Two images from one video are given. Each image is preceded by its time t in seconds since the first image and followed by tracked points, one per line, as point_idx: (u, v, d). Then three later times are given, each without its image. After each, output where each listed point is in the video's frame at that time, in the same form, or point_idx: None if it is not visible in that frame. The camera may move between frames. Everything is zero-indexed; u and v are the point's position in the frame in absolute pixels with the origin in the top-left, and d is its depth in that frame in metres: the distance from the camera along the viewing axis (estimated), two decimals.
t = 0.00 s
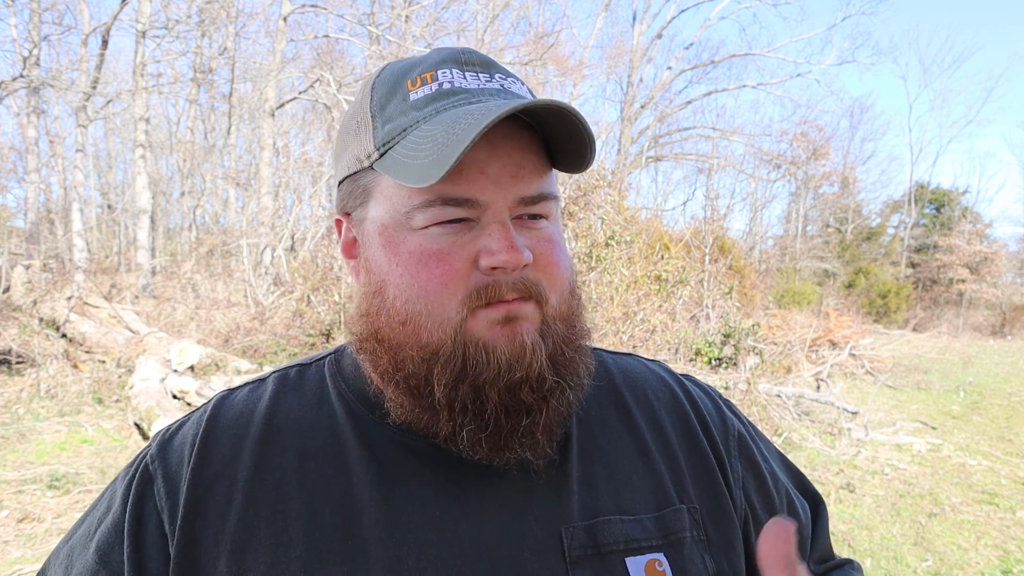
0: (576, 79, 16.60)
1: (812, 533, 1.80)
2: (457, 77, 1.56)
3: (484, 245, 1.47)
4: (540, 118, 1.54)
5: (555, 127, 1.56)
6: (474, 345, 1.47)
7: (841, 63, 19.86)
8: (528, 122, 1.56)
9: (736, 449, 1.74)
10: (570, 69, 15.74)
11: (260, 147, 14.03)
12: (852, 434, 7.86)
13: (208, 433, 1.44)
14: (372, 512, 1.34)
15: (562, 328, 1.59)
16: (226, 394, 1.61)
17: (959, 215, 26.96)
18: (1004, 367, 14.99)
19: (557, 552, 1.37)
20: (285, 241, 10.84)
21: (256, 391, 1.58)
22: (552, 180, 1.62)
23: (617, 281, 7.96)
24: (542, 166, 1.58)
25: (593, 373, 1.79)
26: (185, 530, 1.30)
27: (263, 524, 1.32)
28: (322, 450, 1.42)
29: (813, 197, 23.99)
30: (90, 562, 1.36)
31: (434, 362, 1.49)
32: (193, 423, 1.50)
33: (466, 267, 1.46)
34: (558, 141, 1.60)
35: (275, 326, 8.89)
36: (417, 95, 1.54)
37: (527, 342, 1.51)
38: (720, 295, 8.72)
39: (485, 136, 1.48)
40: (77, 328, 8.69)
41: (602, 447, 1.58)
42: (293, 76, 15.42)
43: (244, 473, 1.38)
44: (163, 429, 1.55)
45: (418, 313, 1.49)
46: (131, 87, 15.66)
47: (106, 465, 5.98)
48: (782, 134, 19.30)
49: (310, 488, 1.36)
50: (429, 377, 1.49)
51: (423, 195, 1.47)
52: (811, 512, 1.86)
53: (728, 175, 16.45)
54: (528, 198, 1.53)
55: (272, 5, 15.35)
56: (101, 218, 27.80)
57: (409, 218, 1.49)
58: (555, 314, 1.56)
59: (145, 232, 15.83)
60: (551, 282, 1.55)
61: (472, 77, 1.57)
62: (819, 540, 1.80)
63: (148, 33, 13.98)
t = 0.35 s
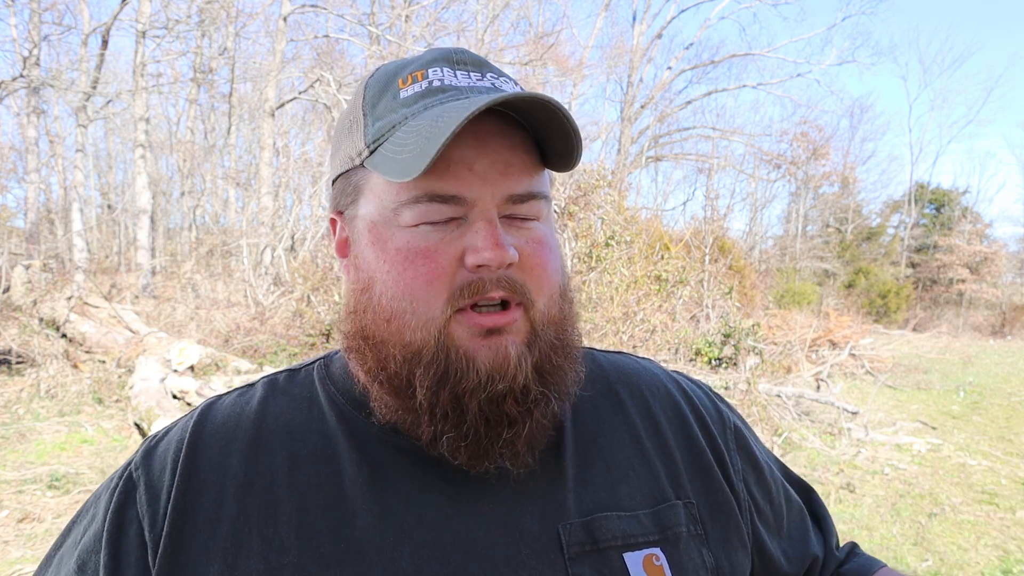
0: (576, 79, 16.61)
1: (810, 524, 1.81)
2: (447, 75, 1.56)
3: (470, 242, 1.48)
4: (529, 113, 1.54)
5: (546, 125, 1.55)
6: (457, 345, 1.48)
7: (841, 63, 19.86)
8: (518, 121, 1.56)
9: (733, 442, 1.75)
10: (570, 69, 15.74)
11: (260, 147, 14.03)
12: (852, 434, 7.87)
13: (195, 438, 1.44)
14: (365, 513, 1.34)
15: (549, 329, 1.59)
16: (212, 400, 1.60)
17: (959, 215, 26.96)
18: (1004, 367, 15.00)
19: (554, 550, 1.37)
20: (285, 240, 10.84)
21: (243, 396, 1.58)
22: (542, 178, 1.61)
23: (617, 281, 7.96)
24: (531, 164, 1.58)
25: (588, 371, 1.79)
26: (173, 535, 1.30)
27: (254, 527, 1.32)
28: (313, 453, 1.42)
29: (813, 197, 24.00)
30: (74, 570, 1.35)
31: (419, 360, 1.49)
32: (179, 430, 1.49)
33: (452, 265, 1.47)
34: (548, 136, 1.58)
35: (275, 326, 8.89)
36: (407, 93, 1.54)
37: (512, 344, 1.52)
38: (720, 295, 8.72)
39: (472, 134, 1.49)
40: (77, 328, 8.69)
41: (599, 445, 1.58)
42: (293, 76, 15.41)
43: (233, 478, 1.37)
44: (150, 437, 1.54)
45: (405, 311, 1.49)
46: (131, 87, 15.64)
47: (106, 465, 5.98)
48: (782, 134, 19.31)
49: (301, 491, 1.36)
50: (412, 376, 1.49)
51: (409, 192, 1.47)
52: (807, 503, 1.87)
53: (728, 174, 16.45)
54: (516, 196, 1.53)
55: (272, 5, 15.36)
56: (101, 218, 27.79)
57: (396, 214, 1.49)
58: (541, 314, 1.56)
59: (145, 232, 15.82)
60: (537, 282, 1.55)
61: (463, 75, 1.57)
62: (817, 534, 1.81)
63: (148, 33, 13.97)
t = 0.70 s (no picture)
0: (576, 79, 16.61)
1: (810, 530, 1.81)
2: (439, 71, 1.54)
3: (444, 241, 1.50)
4: (516, 111, 1.51)
5: (536, 124, 1.52)
6: (430, 343, 1.52)
7: (842, 63, 19.86)
8: (512, 119, 1.53)
9: (737, 447, 1.74)
10: (570, 69, 15.73)
11: (261, 146, 14.03)
12: (852, 433, 7.86)
13: (198, 438, 1.43)
14: (372, 516, 1.34)
15: (529, 334, 1.59)
16: (215, 398, 1.60)
17: (959, 215, 26.96)
18: (1004, 367, 15.01)
19: (564, 556, 1.37)
20: (285, 240, 10.84)
21: (246, 395, 1.58)
22: (535, 178, 1.58)
23: (617, 281, 7.96)
24: (522, 164, 1.56)
25: (591, 374, 1.78)
26: (179, 537, 1.29)
27: (263, 531, 1.31)
28: (319, 455, 1.42)
29: (813, 197, 24.00)
30: (76, 570, 1.33)
31: (394, 356, 1.54)
32: (181, 429, 1.48)
33: (425, 263, 1.50)
34: (539, 135, 1.55)
35: (274, 326, 8.88)
36: (399, 89, 1.54)
37: (485, 346, 1.54)
38: (720, 295, 8.71)
39: (453, 131, 1.50)
40: (77, 328, 8.69)
41: (603, 449, 1.57)
42: (293, 76, 15.41)
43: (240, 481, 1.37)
44: (151, 434, 1.54)
45: (382, 304, 1.55)
46: (131, 87, 15.64)
47: (106, 465, 5.99)
48: (782, 134, 19.31)
49: (308, 492, 1.36)
50: (385, 371, 1.54)
51: (388, 187, 1.51)
52: (808, 507, 1.86)
53: (728, 174, 16.45)
54: (498, 196, 1.53)
55: (272, 5, 15.36)
56: (101, 218, 27.78)
57: (377, 210, 1.54)
58: (521, 318, 1.56)
59: (145, 232, 15.82)
60: (517, 285, 1.55)
61: (457, 71, 1.54)
62: (815, 540, 1.81)
63: (148, 33, 13.96)
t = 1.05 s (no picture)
0: (576, 79, 16.61)
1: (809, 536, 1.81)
2: (446, 71, 1.53)
3: (445, 240, 1.50)
4: (519, 112, 1.51)
5: (540, 126, 1.51)
6: (430, 341, 1.53)
7: (842, 62, 19.83)
8: (516, 121, 1.53)
9: (741, 452, 1.73)
10: (570, 69, 15.73)
11: (261, 146, 14.04)
12: (852, 434, 7.86)
13: (207, 435, 1.43)
14: (374, 515, 1.34)
15: (531, 335, 1.59)
16: (224, 396, 1.60)
17: (959, 215, 26.97)
18: (1004, 367, 15.01)
19: (565, 555, 1.37)
20: (285, 241, 10.84)
21: (254, 393, 1.58)
22: (540, 179, 1.58)
23: (617, 281, 7.96)
24: (526, 164, 1.55)
25: (597, 375, 1.78)
26: (186, 532, 1.29)
27: (266, 529, 1.32)
28: (323, 455, 1.42)
29: (813, 197, 24.00)
30: (86, 562, 1.34)
31: (396, 353, 1.55)
32: (192, 426, 1.49)
33: (426, 260, 1.51)
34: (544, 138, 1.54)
35: (274, 326, 8.88)
36: (406, 88, 1.54)
37: (486, 346, 1.54)
38: (720, 295, 8.71)
39: (457, 132, 1.50)
40: (77, 328, 8.69)
41: (609, 449, 1.57)
42: (294, 76, 15.42)
43: (246, 479, 1.37)
44: (161, 431, 1.55)
45: (384, 302, 1.56)
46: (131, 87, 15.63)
47: (106, 465, 5.99)
48: (782, 134, 19.32)
49: (312, 491, 1.37)
50: (387, 369, 1.54)
51: (392, 187, 1.52)
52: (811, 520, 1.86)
53: (728, 174, 16.47)
54: (501, 195, 1.52)
55: (272, 5, 15.36)
56: (101, 218, 27.81)
57: (381, 209, 1.55)
58: (522, 319, 1.56)
59: (145, 232, 15.81)
60: (518, 285, 1.55)
61: (464, 71, 1.53)
62: (814, 547, 1.82)
63: (148, 33, 13.96)
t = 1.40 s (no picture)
0: (576, 79, 16.61)
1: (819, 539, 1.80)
2: (446, 66, 1.54)
3: (448, 229, 1.50)
4: (518, 103, 1.52)
5: (539, 116, 1.53)
6: (433, 333, 1.53)
7: (842, 62, 19.80)
8: (516, 112, 1.54)
9: (745, 452, 1.73)
10: (570, 69, 15.74)
11: (261, 147, 14.05)
12: (852, 434, 7.86)
13: (207, 432, 1.44)
14: (373, 510, 1.33)
15: (534, 325, 1.59)
16: (226, 395, 1.61)
17: (959, 215, 26.96)
18: (1004, 367, 15.02)
19: (563, 553, 1.37)
20: (285, 241, 10.84)
21: (257, 391, 1.59)
22: (541, 170, 1.58)
23: (617, 281, 7.96)
24: (526, 155, 1.56)
25: (599, 374, 1.79)
26: (183, 527, 1.29)
27: (263, 524, 1.32)
28: (322, 451, 1.42)
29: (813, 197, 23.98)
30: (87, 561, 1.35)
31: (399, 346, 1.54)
32: (192, 423, 1.49)
33: (429, 251, 1.51)
34: (543, 129, 1.55)
35: (274, 326, 8.88)
36: (406, 85, 1.54)
37: (490, 335, 1.54)
38: (720, 295, 8.71)
39: (458, 123, 1.51)
40: (77, 328, 8.69)
41: (609, 448, 1.58)
42: (294, 76, 15.43)
43: (245, 475, 1.37)
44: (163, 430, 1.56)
45: (388, 294, 1.56)
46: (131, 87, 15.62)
47: (106, 465, 5.99)
48: (782, 134, 19.30)
49: (310, 487, 1.36)
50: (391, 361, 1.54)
51: (393, 179, 1.52)
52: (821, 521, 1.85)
53: (728, 174, 16.47)
54: (502, 185, 1.53)
55: (272, 5, 15.37)
56: (101, 218, 27.81)
57: (383, 203, 1.55)
58: (526, 308, 1.56)
59: (145, 232, 15.82)
60: (521, 275, 1.55)
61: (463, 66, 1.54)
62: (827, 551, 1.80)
63: (148, 33, 13.97)
